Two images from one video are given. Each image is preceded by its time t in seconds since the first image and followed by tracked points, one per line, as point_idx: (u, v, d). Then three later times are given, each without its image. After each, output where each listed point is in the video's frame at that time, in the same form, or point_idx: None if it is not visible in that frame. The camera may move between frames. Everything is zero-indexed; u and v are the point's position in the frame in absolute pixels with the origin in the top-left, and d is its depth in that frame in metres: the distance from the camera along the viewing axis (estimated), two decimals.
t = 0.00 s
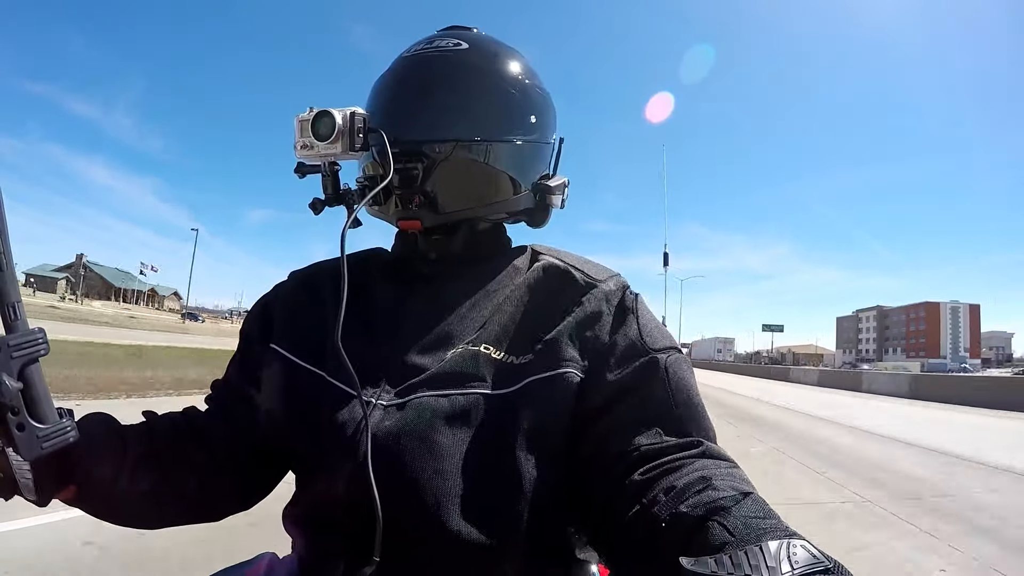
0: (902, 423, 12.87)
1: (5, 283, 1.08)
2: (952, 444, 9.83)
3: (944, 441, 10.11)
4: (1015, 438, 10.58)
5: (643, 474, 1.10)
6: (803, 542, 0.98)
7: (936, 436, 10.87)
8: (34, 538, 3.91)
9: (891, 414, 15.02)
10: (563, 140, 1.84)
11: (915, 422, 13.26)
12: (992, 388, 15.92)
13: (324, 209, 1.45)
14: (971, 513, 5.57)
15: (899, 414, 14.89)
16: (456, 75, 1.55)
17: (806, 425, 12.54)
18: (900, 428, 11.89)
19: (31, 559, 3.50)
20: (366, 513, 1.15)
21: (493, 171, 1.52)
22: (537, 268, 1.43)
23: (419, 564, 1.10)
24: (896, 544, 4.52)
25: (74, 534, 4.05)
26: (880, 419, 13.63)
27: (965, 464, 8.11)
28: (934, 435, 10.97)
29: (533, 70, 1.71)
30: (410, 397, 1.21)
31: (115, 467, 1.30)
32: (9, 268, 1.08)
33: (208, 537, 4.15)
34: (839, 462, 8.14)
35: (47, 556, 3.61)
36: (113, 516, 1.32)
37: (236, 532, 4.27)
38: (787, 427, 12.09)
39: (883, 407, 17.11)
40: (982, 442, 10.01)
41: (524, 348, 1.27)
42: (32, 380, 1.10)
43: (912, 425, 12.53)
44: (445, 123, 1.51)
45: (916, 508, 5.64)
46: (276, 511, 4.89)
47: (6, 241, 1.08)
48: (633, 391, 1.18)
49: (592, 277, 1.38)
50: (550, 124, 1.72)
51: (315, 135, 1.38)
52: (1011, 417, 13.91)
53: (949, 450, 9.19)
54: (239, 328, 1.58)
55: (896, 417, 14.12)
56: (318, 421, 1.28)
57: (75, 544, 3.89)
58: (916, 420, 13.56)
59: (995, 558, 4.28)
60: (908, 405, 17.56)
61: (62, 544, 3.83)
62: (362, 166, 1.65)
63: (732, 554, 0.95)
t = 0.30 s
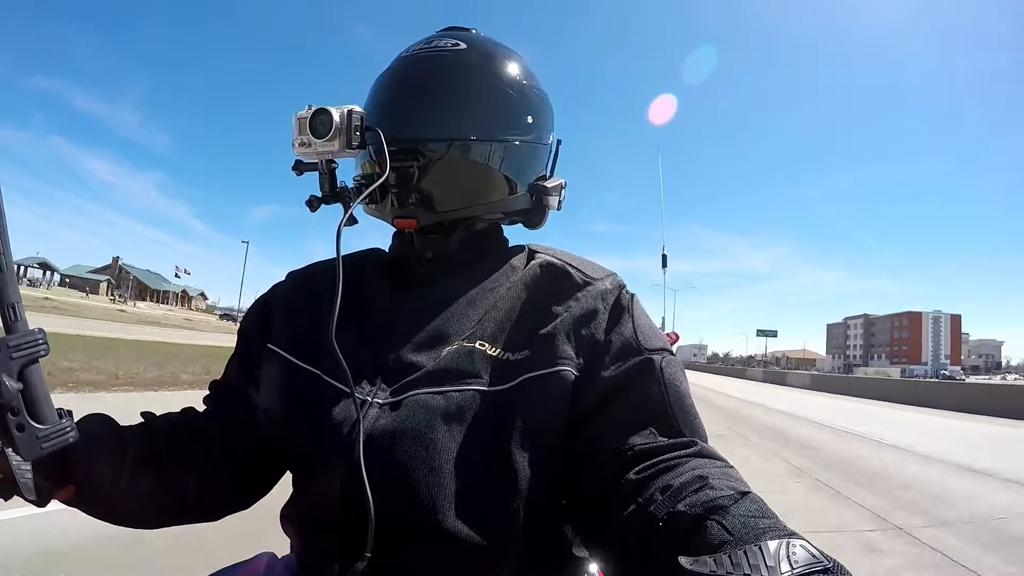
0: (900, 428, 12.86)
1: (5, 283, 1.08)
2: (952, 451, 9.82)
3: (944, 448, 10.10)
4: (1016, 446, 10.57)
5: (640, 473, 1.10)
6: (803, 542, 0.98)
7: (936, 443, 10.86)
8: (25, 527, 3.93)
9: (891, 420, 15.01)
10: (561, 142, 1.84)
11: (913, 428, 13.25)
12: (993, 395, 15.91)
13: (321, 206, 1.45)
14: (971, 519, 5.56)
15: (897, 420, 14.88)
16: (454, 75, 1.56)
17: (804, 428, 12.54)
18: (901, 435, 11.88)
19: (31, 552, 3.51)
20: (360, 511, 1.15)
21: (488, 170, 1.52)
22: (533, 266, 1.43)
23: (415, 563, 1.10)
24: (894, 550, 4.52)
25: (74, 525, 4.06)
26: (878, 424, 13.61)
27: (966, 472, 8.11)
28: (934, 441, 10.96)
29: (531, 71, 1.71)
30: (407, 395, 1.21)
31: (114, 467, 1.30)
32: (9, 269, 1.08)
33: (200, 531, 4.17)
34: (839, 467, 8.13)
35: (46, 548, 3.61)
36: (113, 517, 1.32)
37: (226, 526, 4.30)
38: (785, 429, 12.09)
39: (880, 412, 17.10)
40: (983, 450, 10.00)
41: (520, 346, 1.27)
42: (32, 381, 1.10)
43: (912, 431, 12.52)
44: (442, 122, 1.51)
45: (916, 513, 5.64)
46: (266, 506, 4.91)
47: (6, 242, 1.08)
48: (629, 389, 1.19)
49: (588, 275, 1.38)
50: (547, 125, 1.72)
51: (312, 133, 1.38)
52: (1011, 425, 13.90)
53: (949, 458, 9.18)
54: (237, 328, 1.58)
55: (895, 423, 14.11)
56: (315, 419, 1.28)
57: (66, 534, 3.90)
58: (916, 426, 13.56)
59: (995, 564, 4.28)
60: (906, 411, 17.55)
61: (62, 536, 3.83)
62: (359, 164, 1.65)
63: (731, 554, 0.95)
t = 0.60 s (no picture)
0: (898, 433, 12.85)
1: (5, 282, 1.08)
2: (953, 457, 9.80)
3: (945, 453, 10.08)
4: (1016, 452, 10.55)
5: (642, 476, 1.10)
6: (805, 546, 0.98)
7: (937, 448, 10.84)
8: (18, 518, 3.93)
9: (892, 424, 14.99)
10: (566, 142, 1.84)
11: (910, 432, 13.24)
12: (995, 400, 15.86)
13: (324, 201, 1.45)
14: (971, 525, 5.55)
15: (895, 424, 14.87)
16: (460, 72, 1.55)
17: (802, 430, 12.53)
18: (901, 439, 11.86)
19: (23, 544, 3.51)
20: (360, 512, 1.15)
21: (494, 167, 1.52)
22: (537, 266, 1.43)
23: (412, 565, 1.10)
24: (895, 555, 4.51)
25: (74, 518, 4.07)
26: (876, 429, 13.61)
27: (964, 477, 8.10)
28: (935, 446, 10.94)
29: (538, 70, 1.71)
30: (409, 396, 1.21)
31: (114, 466, 1.29)
32: (9, 268, 1.08)
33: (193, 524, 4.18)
34: (838, 469, 8.13)
35: (46, 540, 3.62)
36: (112, 516, 1.31)
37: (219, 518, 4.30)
38: (783, 431, 12.08)
39: (878, 416, 17.10)
40: (983, 455, 9.98)
41: (524, 347, 1.27)
42: (32, 381, 1.10)
43: (913, 436, 12.50)
44: (448, 119, 1.51)
45: (916, 518, 5.64)
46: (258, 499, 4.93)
47: (6, 240, 1.07)
48: (633, 393, 1.18)
49: (592, 277, 1.38)
50: (554, 124, 1.72)
51: (318, 127, 1.38)
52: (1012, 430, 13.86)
53: (950, 464, 9.16)
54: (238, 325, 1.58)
55: (893, 428, 14.10)
56: (316, 418, 1.28)
57: (59, 524, 3.91)
58: (916, 431, 13.54)
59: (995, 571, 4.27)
60: (904, 416, 17.55)
61: (62, 529, 3.84)
62: (364, 160, 1.66)
63: (732, 558, 0.95)
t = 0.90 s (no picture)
0: (896, 438, 12.86)
1: (5, 283, 1.08)
2: (953, 462, 9.79)
3: (944, 458, 10.06)
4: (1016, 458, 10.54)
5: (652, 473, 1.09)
6: (822, 535, 0.98)
7: (936, 453, 10.83)
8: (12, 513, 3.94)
9: (891, 427, 14.99)
10: (571, 144, 1.84)
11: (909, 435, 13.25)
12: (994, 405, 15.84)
13: (331, 200, 1.44)
14: (970, 533, 5.55)
15: (894, 428, 14.87)
16: (467, 73, 1.55)
17: (800, 434, 12.53)
18: (901, 443, 11.85)
19: (16, 540, 3.52)
20: (362, 512, 1.15)
21: (501, 170, 1.52)
22: (540, 268, 1.43)
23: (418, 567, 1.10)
24: (893, 560, 4.51)
25: (73, 515, 4.08)
26: (874, 433, 13.61)
27: (962, 483, 8.10)
28: (935, 451, 10.92)
29: (543, 71, 1.71)
30: (411, 399, 1.20)
31: (114, 465, 1.29)
32: (9, 267, 1.08)
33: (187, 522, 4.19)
34: (835, 475, 8.13)
35: (44, 536, 3.63)
36: (112, 515, 1.31)
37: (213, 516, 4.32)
38: (781, 436, 12.08)
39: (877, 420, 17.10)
40: (983, 460, 9.97)
41: (527, 350, 1.27)
42: (32, 381, 1.10)
43: (912, 440, 12.49)
44: (455, 119, 1.51)
45: (915, 524, 5.63)
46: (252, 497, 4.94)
47: (7, 239, 1.07)
48: (637, 390, 1.18)
49: (595, 279, 1.38)
50: (558, 126, 1.72)
51: (326, 126, 1.38)
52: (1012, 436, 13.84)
53: (949, 469, 9.16)
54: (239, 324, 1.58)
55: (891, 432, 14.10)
56: (317, 419, 1.28)
57: (54, 521, 3.92)
58: (916, 434, 13.54)
59: None
60: (903, 420, 17.55)
61: (61, 525, 3.86)
62: (371, 159, 1.66)
63: (748, 548, 0.96)
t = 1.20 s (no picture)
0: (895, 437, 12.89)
1: (5, 282, 1.07)
2: (954, 462, 9.78)
3: (946, 457, 10.06)
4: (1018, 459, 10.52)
5: (673, 471, 1.07)
6: (902, 559, 0.89)
7: (938, 454, 10.83)
8: (15, 512, 3.96)
9: (892, 427, 14.98)
10: (576, 141, 1.84)
11: (908, 435, 13.27)
12: (996, 405, 15.83)
13: (333, 197, 1.44)
14: (973, 532, 5.54)
15: (893, 427, 14.89)
16: (472, 69, 1.55)
17: (799, 433, 12.55)
18: (902, 443, 11.85)
19: (19, 538, 3.53)
20: (366, 512, 1.14)
21: (506, 165, 1.51)
22: (544, 266, 1.43)
23: (427, 566, 1.09)
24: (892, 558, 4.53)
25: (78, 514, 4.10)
26: (873, 432, 13.63)
27: (961, 482, 8.11)
28: (935, 451, 10.94)
29: (549, 67, 1.70)
30: (412, 399, 1.20)
31: (115, 466, 1.28)
32: (9, 267, 1.07)
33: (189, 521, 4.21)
34: (835, 473, 8.14)
35: (50, 535, 3.64)
36: (113, 514, 1.30)
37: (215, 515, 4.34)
38: (781, 435, 12.10)
39: (876, 420, 17.12)
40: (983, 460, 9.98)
41: (531, 348, 1.26)
42: (31, 381, 1.09)
43: (913, 440, 12.49)
44: (461, 115, 1.50)
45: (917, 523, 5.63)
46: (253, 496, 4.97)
47: (7, 239, 1.07)
48: (647, 382, 1.18)
49: (601, 274, 1.38)
50: (565, 123, 1.71)
51: (327, 122, 1.37)
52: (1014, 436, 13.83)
53: (952, 469, 9.14)
54: (239, 322, 1.58)
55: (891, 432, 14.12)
56: (318, 418, 1.27)
57: (56, 519, 3.93)
58: (917, 434, 13.53)
59: None
60: (902, 419, 17.57)
61: (66, 524, 3.87)
62: (374, 155, 1.66)
63: (812, 570, 0.88)
